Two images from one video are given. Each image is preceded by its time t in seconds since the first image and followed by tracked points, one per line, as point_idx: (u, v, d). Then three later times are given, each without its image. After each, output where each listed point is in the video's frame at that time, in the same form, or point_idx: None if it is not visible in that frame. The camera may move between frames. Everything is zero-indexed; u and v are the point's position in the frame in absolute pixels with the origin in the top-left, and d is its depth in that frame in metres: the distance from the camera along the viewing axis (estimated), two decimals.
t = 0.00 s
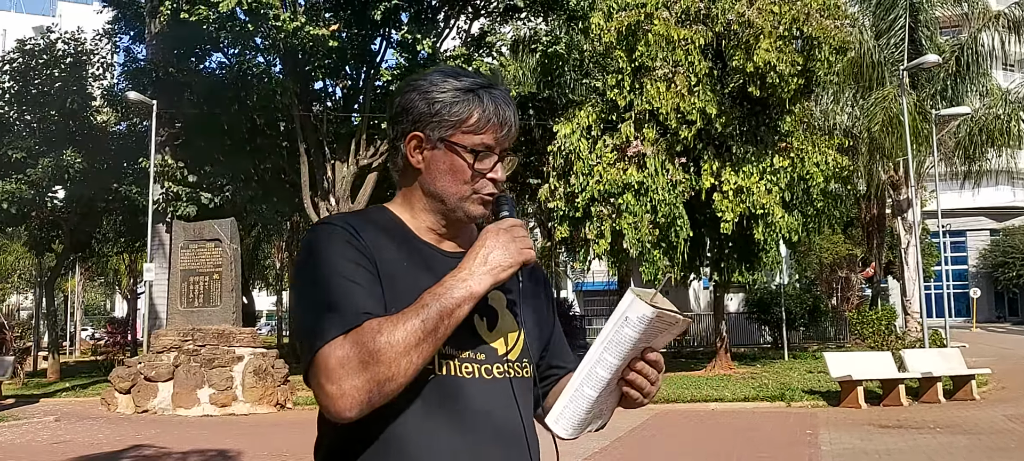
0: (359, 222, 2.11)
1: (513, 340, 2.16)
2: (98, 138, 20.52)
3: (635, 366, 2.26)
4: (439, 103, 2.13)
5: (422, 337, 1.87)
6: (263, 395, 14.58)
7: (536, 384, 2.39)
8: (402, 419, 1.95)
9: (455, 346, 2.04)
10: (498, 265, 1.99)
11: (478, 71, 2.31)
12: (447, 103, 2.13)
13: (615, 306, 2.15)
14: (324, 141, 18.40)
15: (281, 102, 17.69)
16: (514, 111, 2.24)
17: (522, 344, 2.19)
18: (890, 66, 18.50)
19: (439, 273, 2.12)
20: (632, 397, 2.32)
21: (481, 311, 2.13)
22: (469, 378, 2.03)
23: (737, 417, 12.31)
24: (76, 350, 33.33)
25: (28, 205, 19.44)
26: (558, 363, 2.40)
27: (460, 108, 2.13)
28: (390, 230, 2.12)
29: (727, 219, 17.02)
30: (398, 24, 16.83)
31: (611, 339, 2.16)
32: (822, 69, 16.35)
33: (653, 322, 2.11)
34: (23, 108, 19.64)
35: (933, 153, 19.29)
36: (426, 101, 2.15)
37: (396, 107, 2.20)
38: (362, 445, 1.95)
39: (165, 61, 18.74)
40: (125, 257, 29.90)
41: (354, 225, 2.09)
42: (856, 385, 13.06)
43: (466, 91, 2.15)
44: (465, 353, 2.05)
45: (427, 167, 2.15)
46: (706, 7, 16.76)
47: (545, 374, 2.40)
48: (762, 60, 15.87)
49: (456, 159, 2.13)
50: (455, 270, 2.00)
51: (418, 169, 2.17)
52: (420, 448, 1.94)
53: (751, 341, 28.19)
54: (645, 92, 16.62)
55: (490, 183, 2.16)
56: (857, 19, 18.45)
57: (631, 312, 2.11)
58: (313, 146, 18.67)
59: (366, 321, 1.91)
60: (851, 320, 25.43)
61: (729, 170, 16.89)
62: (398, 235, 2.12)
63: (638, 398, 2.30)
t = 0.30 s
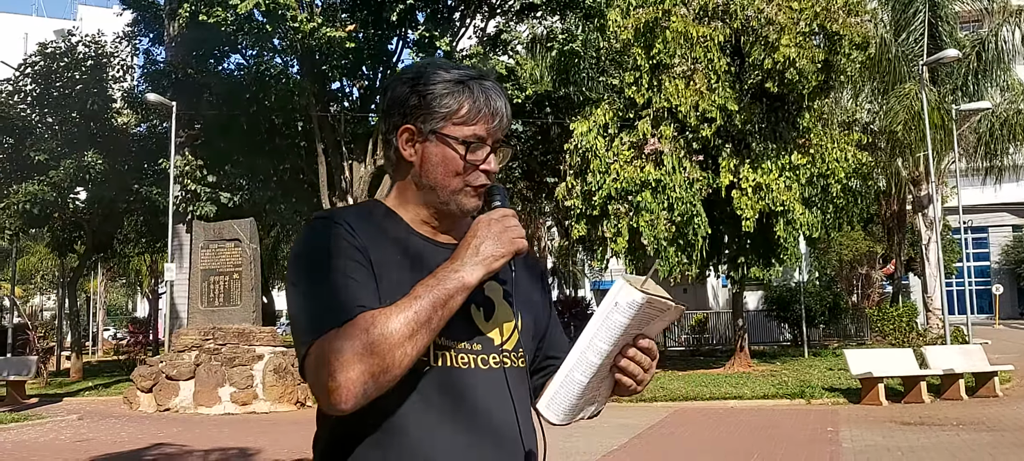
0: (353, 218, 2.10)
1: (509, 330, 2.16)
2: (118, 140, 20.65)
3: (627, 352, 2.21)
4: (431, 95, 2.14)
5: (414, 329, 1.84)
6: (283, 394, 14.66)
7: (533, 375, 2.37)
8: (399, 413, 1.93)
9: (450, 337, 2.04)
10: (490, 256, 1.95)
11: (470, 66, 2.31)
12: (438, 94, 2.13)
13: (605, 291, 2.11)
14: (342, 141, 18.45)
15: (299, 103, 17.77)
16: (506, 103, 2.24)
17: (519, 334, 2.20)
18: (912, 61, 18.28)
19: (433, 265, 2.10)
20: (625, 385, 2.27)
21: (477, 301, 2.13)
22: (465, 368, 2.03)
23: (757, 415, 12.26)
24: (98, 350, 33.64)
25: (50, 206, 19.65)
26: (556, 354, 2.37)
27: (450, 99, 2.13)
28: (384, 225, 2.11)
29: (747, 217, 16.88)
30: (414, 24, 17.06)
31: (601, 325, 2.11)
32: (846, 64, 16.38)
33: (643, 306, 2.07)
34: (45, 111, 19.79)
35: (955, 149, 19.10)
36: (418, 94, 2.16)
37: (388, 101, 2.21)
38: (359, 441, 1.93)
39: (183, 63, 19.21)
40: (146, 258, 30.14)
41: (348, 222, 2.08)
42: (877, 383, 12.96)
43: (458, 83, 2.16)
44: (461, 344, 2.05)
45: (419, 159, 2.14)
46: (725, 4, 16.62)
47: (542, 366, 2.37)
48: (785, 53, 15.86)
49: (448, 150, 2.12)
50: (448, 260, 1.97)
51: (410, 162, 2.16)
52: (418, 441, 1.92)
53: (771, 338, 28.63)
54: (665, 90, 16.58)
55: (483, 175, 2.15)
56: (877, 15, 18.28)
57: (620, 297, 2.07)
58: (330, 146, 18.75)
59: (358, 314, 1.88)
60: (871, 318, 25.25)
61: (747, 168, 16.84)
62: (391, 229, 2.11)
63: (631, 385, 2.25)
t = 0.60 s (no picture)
0: (348, 222, 2.05)
1: (507, 336, 2.12)
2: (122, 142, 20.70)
3: (627, 361, 2.18)
4: (424, 99, 2.06)
5: (412, 338, 1.80)
6: (287, 395, 14.65)
7: (532, 378, 2.35)
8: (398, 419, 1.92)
9: (448, 344, 2.00)
10: (488, 261, 1.90)
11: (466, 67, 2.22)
12: (432, 98, 2.05)
13: (606, 301, 2.09)
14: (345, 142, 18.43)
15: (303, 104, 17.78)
16: (503, 105, 2.15)
17: (517, 339, 2.15)
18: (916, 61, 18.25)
19: (431, 271, 2.05)
20: (625, 392, 2.24)
21: (474, 306, 2.08)
22: (463, 374, 1.99)
23: (761, 416, 12.22)
24: (103, 350, 33.70)
25: (54, 208, 19.70)
26: (555, 358, 2.36)
27: (445, 103, 2.05)
28: (379, 228, 2.05)
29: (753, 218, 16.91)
30: (418, 25, 16.99)
31: (602, 333, 2.09)
32: (855, 63, 16.33)
33: (645, 315, 2.05)
34: (49, 112, 19.86)
35: (959, 149, 19.06)
36: (411, 97, 2.08)
37: (383, 102, 2.13)
38: (359, 448, 1.92)
39: (186, 65, 19.54)
40: (150, 259, 30.17)
41: (344, 225, 2.03)
42: (883, 383, 12.92)
43: (452, 85, 2.07)
44: (459, 350, 2.01)
45: (414, 164, 2.06)
46: (728, 4, 16.65)
47: (541, 368, 2.35)
48: (797, 57, 15.86)
49: (443, 154, 2.04)
50: (446, 265, 1.93)
51: (405, 167, 2.08)
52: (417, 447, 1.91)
53: (776, 338, 28.37)
54: (670, 91, 16.53)
55: (479, 178, 2.07)
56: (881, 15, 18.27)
57: (622, 307, 2.05)
58: (334, 147, 18.75)
59: (355, 322, 1.84)
60: (876, 318, 25.19)
61: (753, 169, 16.80)
62: (387, 232, 2.05)
63: (631, 393, 2.22)
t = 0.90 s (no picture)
0: (339, 227, 2.02)
1: (503, 339, 2.09)
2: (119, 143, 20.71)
3: (627, 363, 2.17)
4: (415, 101, 2.04)
5: (409, 343, 1.78)
6: (283, 397, 14.65)
7: (530, 380, 2.34)
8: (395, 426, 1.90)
9: (445, 349, 1.98)
10: (483, 266, 1.89)
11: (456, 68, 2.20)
12: (423, 100, 2.03)
13: (606, 306, 2.07)
14: (342, 143, 18.44)
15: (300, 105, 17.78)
16: (495, 105, 2.14)
17: (514, 343, 2.13)
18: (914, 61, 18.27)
19: (426, 275, 2.03)
20: (625, 396, 2.23)
21: (470, 310, 2.06)
22: (460, 379, 1.97)
23: (759, 416, 12.24)
24: (99, 353, 33.65)
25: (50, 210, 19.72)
26: (552, 359, 2.35)
27: (436, 105, 2.03)
28: (371, 234, 2.03)
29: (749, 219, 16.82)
30: (414, 24, 17.29)
31: (602, 338, 2.08)
32: (856, 63, 16.40)
33: (645, 320, 2.03)
34: (46, 113, 19.78)
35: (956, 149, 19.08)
36: (401, 99, 2.05)
37: (372, 105, 2.10)
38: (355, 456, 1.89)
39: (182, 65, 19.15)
40: (146, 261, 30.10)
41: (336, 230, 2.01)
42: (880, 384, 12.93)
43: (444, 87, 2.05)
44: (455, 355, 1.99)
45: (406, 166, 2.04)
46: (728, 5, 16.66)
47: (539, 370, 2.34)
48: (803, 57, 15.88)
49: (436, 157, 2.01)
50: (442, 269, 1.91)
51: (396, 171, 2.06)
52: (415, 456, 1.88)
53: (773, 340, 28.44)
54: (670, 91, 16.51)
55: (473, 180, 2.04)
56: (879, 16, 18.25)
57: (622, 312, 2.03)
58: (331, 148, 18.75)
59: (351, 329, 1.83)
60: (873, 318, 25.21)
61: (751, 171, 16.85)
62: (380, 237, 2.03)
63: (631, 396, 2.21)
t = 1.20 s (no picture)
0: (342, 227, 2.02)
1: (507, 338, 2.09)
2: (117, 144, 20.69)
3: (635, 362, 2.15)
4: (418, 99, 2.03)
5: (415, 342, 1.78)
6: (282, 398, 14.66)
7: (532, 378, 2.34)
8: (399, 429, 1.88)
9: (450, 348, 1.97)
10: (488, 264, 1.89)
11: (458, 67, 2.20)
12: (426, 98, 2.03)
13: (614, 306, 2.08)
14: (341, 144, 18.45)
15: (299, 106, 17.81)
16: (497, 105, 2.14)
17: (518, 341, 2.12)
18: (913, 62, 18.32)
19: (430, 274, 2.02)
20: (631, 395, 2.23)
21: (473, 309, 2.05)
22: (466, 378, 1.96)
23: (758, 416, 12.25)
24: (96, 354, 33.60)
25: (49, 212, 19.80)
26: (555, 357, 2.35)
27: (439, 104, 2.02)
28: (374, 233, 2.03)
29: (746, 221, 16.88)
30: (412, 25, 17.16)
31: (609, 337, 2.08)
32: (861, 62, 16.36)
33: (653, 319, 2.03)
34: (43, 114, 19.70)
35: (954, 148, 19.10)
36: (404, 98, 2.04)
37: (374, 104, 2.09)
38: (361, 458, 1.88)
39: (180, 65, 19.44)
40: (144, 262, 30.07)
41: (340, 229, 2.00)
42: (879, 383, 12.95)
43: (446, 85, 2.05)
44: (460, 354, 1.98)
45: (408, 167, 2.04)
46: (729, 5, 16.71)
47: (542, 369, 2.35)
48: (805, 55, 15.85)
49: (439, 155, 2.01)
50: (447, 267, 1.91)
51: (398, 170, 2.06)
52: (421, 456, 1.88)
53: (770, 338, 28.55)
54: (670, 89, 16.47)
55: (475, 179, 2.04)
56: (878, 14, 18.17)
57: (631, 311, 2.03)
58: (329, 148, 18.78)
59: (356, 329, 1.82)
60: (871, 317, 25.23)
61: (750, 171, 16.88)
62: (383, 235, 2.03)
63: (639, 395, 2.18)
